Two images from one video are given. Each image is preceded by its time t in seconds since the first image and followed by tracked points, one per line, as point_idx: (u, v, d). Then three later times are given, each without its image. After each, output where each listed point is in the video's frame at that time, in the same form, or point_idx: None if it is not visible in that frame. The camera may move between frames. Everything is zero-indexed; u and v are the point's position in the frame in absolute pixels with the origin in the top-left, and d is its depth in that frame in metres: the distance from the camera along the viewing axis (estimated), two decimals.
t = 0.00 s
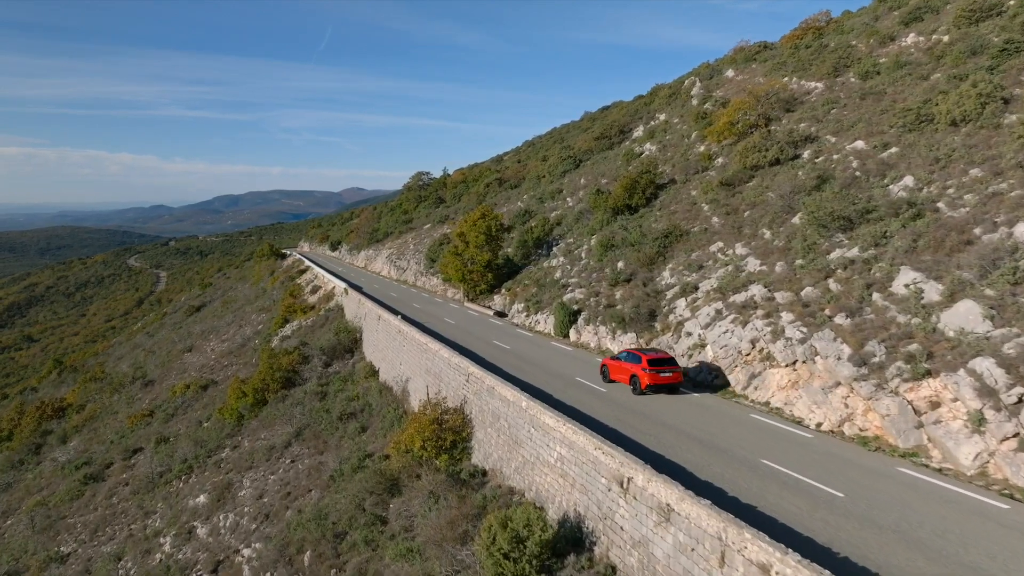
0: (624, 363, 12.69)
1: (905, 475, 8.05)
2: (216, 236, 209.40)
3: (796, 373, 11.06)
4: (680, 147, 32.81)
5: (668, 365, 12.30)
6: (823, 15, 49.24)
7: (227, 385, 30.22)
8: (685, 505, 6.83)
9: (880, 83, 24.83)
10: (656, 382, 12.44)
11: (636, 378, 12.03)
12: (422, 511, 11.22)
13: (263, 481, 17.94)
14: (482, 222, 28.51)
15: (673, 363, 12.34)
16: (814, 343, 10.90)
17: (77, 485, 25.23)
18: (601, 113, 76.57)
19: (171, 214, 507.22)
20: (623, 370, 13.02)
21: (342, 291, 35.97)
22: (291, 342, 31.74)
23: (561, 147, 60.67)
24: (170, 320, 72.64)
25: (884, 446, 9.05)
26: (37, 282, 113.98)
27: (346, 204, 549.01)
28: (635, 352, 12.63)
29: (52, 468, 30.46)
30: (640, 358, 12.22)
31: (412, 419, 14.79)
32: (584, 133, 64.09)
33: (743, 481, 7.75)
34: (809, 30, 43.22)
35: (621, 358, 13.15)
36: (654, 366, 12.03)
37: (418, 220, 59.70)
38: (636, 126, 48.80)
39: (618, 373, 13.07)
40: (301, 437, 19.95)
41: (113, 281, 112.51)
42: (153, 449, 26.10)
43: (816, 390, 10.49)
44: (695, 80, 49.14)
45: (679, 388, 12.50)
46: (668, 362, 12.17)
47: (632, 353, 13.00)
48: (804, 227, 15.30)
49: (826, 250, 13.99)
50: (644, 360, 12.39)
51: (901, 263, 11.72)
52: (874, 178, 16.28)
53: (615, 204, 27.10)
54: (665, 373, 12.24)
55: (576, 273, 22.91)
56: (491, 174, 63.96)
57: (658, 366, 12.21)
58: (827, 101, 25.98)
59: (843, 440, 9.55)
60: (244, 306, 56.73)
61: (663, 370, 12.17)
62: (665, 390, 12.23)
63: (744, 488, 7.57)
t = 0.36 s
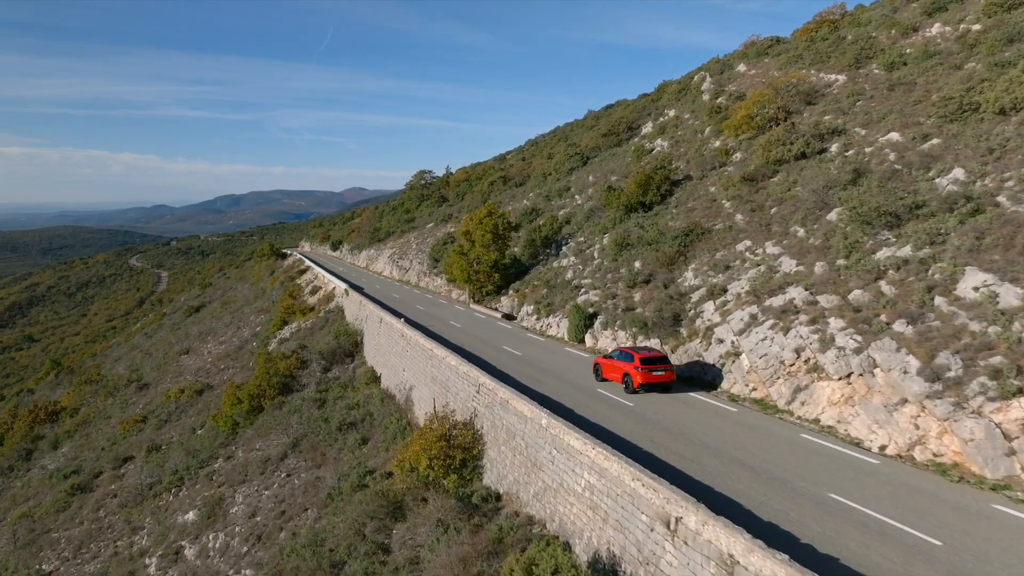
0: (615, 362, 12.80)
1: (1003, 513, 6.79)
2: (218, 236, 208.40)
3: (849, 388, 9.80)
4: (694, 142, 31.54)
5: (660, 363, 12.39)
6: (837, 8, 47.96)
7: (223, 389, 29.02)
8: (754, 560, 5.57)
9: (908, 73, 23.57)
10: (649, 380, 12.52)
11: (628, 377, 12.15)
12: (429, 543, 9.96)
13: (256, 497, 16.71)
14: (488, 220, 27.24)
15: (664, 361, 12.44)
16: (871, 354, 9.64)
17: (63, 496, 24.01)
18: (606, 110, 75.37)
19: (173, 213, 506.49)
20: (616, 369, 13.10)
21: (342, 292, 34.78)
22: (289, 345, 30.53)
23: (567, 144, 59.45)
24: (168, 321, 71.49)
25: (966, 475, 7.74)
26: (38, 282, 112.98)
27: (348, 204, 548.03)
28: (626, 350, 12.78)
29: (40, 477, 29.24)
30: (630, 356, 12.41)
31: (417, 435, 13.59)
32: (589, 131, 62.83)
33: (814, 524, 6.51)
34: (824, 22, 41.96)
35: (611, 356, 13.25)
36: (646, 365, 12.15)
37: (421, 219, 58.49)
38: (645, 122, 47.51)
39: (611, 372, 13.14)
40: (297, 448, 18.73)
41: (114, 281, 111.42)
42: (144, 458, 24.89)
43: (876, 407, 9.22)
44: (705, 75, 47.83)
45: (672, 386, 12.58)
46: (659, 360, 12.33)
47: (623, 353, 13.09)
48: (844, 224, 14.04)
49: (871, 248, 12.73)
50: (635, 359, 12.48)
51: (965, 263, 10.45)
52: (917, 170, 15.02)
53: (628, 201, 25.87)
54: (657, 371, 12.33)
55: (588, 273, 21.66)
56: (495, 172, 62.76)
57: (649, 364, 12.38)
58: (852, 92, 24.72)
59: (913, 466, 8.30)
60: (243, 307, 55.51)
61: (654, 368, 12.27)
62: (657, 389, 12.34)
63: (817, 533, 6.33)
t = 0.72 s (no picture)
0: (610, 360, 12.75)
1: None
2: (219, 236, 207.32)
3: (924, 408, 8.48)
4: (709, 138, 30.24)
5: (655, 363, 12.34)
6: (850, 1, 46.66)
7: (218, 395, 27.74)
8: None
9: (942, 62, 22.26)
10: (644, 379, 12.45)
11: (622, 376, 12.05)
12: None
13: (247, 517, 15.40)
14: (496, 217, 26.00)
15: (660, 361, 12.39)
16: (952, 368, 8.32)
17: (47, 510, 22.72)
18: (612, 107, 74.09)
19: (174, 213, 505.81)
20: (611, 368, 13.02)
21: (342, 293, 33.56)
22: (287, 348, 29.27)
23: (572, 141, 58.16)
24: (167, 321, 70.27)
25: None
26: (38, 281, 111.92)
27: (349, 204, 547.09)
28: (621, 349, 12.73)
29: (26, 486, 27.95)
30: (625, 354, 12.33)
31: (422, 453, 12.31)
32: (595, 128, 61.52)
33: None
34: (840, 14, 40.68)
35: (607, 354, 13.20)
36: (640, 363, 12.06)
37: (424, 218, 57.21)
38: (654, 118, 46.21)
39: (606, 370, 13.07)
40: (293, 462, 17.44)
41: (114, 281, 110.31)
42: (133, 469, 23.60)
43: (961, 431, 7.89)
44: (716, 70, 46.52)
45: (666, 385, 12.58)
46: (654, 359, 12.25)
47: (619, 352, 12.96)
48: (895, 221, 12.70)
49: (931, 246, 11.38)
50: (632, 359, 12.38)
51: None
52: (971, 161, 13.69)
53: (643, 198, 24.59)
54: (652, 370, 12.28)
55: (604, 274, 20.35)
56: (499, 170, 61.47)
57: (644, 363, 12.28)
58: (880, 82, 23.42)
59: (1017, 504, 6.90)
60: (242, 308, 54.26)
61: (651, 368, 12.23)
62: (652, 389, 12.31)
63: None
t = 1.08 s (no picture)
0: (604, 359, 12.63)
1: None
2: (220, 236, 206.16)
3: None
4: (727, 132, 28.90)
5: (651, 360, 12.09)
6: None
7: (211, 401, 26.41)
8: None
9: (981, 47, 20.87)
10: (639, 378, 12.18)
11: (617, 375, 11.91)
12: None
13: (237, 541, 14.04)
14: (505, 214, 24.75)
15: (655, 358, 12.16)
16: None
17: (28, 524, 21.39)
18: (618, 105, 72.69)
19: (175, 213, 505.66)
20: (606, 367, 12.78)
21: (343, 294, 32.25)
22: (285, 352, 27.96)
23: (579, 138, 56.79)
24: (165, 322, 68.95)
25: None
26: (37, 282, 110.72)
27: (350, 204, 545.82)
28: (615, 347, 12.60)
29: (10, 497, 26.61)
30: (620, 352, 12.20)
31: (431, 476, 10.98)
32: (602, 125, 60.13)
33: None
34: (858, 5, 39.27)
35: (600, 353, 13.06)
36: (636, 361, 11.94)
37: (426, 216, 55.84)
38: (665, 113, 44.83)
39: (600, 370, 12.84)
40: (287, 478, 16.10)
41: (114, 281, 109.08)
42: (120, 481, 22.27)
43: None
44: (728, 64, 45.11)
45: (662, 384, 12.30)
46: (649, 357, 12.14)
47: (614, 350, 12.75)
48: (958, 216, 11.34)
49: (1009, 241, 9.99)
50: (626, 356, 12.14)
51: None
52: None
53: (661, 194, 23.27)
54: (647, 368, 12.03)
55: (622, 275, 19.01)
56: (504, 168, 60.10)
57: (640, 361, 12.16)
58: (913, 70, 22.04)
59: None
60: (240, 309, 52.89)
61: (646, 365, 11.97)
62: (647, 387, 12.05)
63: None
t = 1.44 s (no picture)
0: (601, 357, 12.52)
1: None
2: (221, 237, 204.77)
3: None
4: (746, 125, 27.51)
5: (648, 359, 11.87)
6: None
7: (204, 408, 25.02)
8: None
9: None
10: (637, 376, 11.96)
11: (615, 374, 11.80)
12: None
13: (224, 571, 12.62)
14: (515, 210, 23.39)
15: (653, 357, 11.94)
16: None
17: (5, 542, 19.98)
18: (624, 101, 71.32)
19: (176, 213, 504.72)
20: (603, 365, 12.57)
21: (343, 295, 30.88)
22: (281, 355, 26.58)
23: (586, 135, 55.40)
24: (163, 323, 67.55)
25: None
26: (38, 281, 109.49)
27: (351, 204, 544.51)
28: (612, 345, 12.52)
29: None
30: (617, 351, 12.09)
31: (444, 506, 9.65)
32: (608, 121, 58.74)
33: None
34: None
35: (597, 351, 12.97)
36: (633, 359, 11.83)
37: (429, 215, 54.43)
38: (675, 108, 43.44)
39: (597, 368, 12.62)
40: (281, 497, 14.70)
41: (114, 281, 107.83)
42: (105, 495, 20.85)
43: None
44: (740, 57, 43.69)
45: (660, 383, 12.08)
46: (647, 355, 12.03)
47: (611, 348, 12.55)
48: None
49: None
50: (623, 354, 11.93)
51: None
52: None
53: (680, 189, 21.91)
54: (645, 367, 11.81)
55: (643, 275, 17.64)
56: (508, 165, 58.70)
57: (638, 359, 12.01)
58: (951, 56, 20.64)
59: None
60: (238, 310, 51.47)
61: (643, 364, 11.75)
62: (645, 386, 11.85)
63: None
